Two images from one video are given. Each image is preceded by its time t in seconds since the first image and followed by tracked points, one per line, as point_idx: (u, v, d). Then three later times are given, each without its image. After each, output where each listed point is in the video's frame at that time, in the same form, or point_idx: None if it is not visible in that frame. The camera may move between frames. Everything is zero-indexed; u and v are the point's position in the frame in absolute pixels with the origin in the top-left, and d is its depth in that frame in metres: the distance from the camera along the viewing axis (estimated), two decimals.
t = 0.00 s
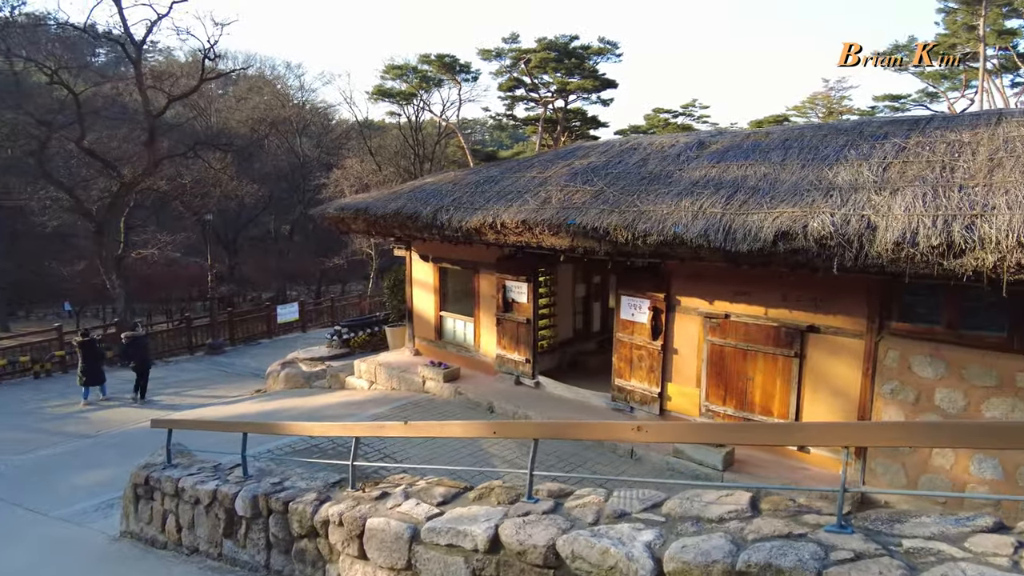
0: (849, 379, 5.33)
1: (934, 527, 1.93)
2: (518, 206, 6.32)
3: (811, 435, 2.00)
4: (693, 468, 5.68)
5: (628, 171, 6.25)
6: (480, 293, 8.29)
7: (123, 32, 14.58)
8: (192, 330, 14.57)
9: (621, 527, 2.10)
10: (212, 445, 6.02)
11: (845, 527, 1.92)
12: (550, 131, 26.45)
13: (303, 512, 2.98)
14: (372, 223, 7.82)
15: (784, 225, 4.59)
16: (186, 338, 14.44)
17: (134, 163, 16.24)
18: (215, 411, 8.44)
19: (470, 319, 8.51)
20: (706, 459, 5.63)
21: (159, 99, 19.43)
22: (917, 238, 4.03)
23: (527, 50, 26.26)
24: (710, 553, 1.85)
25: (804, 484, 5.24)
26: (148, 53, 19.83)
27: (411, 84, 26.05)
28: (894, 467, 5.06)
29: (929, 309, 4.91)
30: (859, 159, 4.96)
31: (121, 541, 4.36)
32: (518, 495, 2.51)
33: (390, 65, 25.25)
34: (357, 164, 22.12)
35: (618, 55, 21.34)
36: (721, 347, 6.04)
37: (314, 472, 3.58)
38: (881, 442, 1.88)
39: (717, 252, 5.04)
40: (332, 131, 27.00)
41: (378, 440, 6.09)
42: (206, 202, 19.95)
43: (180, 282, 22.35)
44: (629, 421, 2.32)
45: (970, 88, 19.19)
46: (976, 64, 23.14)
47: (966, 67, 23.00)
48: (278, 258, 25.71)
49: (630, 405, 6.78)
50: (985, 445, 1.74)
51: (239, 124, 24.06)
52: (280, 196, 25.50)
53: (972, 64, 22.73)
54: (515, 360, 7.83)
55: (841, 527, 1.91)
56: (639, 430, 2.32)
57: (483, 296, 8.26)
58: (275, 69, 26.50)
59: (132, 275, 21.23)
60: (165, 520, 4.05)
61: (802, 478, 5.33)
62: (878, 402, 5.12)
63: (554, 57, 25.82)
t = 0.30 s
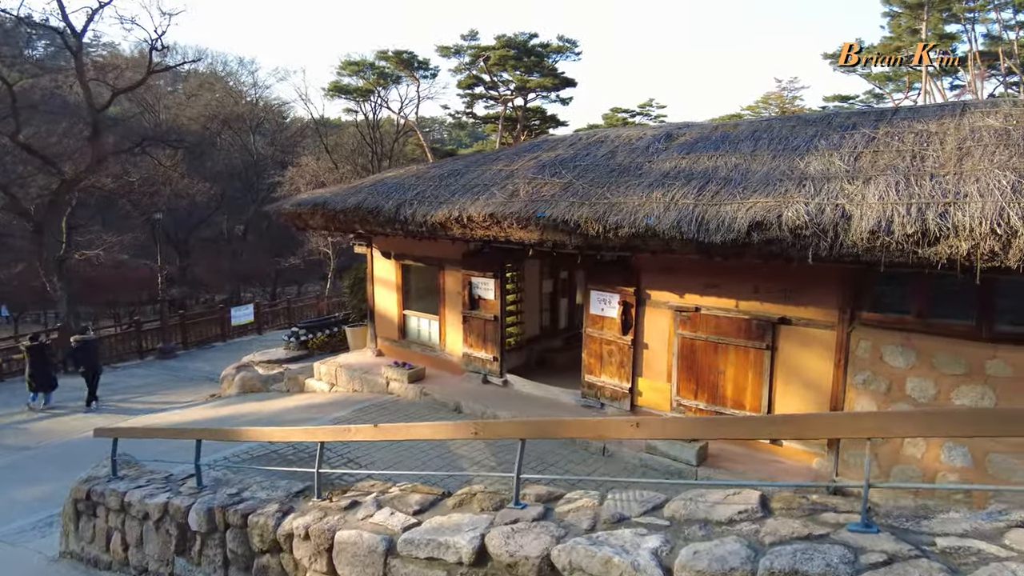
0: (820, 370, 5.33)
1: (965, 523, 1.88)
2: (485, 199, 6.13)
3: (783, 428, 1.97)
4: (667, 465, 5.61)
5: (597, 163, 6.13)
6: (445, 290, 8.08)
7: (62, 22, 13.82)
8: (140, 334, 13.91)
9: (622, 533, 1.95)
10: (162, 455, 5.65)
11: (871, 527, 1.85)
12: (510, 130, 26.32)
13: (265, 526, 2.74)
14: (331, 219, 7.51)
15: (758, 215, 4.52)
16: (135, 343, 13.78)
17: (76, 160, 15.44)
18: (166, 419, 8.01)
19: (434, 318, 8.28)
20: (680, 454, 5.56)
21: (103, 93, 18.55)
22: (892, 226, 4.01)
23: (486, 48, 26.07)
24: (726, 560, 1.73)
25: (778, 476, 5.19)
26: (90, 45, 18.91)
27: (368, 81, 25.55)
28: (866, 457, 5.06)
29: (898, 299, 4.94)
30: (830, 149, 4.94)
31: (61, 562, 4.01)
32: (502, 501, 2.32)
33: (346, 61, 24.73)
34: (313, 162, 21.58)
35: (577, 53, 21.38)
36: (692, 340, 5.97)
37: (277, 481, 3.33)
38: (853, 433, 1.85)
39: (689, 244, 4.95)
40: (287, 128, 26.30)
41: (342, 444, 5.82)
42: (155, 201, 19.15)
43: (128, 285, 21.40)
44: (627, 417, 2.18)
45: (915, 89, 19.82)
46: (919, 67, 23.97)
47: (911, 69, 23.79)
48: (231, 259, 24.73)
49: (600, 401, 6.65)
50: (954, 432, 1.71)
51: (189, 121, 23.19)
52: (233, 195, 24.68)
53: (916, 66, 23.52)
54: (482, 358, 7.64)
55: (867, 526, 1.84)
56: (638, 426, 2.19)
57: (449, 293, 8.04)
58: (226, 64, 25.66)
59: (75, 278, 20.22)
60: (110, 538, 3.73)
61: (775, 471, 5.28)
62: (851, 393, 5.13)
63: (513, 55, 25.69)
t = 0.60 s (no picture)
0: (799, 369, 5.32)
1: (1015, 537, 1.86)
2: (457, 198, 5.97)
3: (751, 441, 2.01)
4: (647, 467, 5.54)
5: (571, 161, 6.01)
6: (415, 291, 7.86)
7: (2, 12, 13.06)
8: (91, 341, 13.27)
9: (645, 556, 1.96)
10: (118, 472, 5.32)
11: (915, 544, 1.84)
12: (472, 129, 26.11)
13: (240, 552, 2.63)
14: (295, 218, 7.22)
15: (739, 213, 4.47)
16: (86, 349, 13.14)
17: (17, 158, 14.62)
18: (119, 431, 7.60)
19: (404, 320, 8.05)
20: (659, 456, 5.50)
21: (46, 88, 17.65)
22: (874, 224, 3.99)
23: (448, 46, 25.79)
24: None
25: (757, 476, 5.17)
26: (31, 37, 17.98)
27: (327, 78, 25.02)
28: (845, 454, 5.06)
29: (874, 296, 4.97)
30: (807, 147, 4.93)
31: None
32: (504, 521, 2.34)
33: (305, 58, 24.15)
34: (272, 161, 21.02)
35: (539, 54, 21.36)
36: (668, 340, 5.90)
37: (248, 501, 3.16)
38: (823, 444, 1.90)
39: (668, 243, 4.87)
40: (244, 126, 25.55)
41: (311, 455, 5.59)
42: (104, 201, 18.34)
43: (76, 289, 20.46)
44: (645, 431, 2.17)
45: (868, 92, 20.36)
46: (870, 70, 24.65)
47: (863, 73, 24.44)
48: (187, 261, 23.86)
49: (577, 403, 6.55)
50: (917, 442, 1.78)
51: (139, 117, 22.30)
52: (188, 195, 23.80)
53: (868, 70, 24.18)
54: (454, 361, 7.46)
55: (911, 543, 1.83)
56: (659, 438, 2.17)
57: (418, 295, 7.83)
58: (179, 60, 24.80)
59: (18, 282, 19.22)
60: (62, 566, 3.46)
61: (755, 471, 5.26)
62: (829, 390, 5.15)
63: (475, 53, 25.49)
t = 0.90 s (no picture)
0: (779, 364, 5.31)
1: None
2: (433, 194, 5.81)
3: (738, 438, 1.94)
4: (629, 466, 5.45)
5: (549, 157, 5.91)
6: (387, 292, 7.65)
7: None
8: (41, 348, 12.65)
9: (676, 560, 1.98)
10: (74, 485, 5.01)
11: (967, 543, 1.84)
12: (438, 130, 25.86)
13: (219, 567, 2.49)
14: (261, 216, 6.95)
15: (723, 208, 4.42)
16: (36, 356, 12.52)
17: None
18: (73, 441, 7.21)
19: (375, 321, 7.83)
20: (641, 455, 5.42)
21: None
22: (859, 217, 3.99)
23: (412, 45, 25.51)
24: None
25: (740, 473, 5.13)
26: None
27: (289, 76, 24.48)
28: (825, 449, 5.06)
29: (854, 291, 4.98)
30: (788, 142, 4.92)
31: None
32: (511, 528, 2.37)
33: (266, 56, 23.58)
34: (232, 161, 20.45)
35: (505, 53, 21.26)
36: (648, 338, 5.84)
37: (223, 512, 3.01)
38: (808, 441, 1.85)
39: (651, 239, 4.80)
40: (202, 125, 24.81)
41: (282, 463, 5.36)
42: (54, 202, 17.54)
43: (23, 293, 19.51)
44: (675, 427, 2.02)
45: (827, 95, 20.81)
46: (828, 74, 25.24)
47: (821, 77, 25.01)
48: (143, 265, 22.65)
49: (555, 403, 6.44)
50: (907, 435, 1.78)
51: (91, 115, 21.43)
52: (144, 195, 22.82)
53: (825, 74, 24.76)
54: (428, 362, 7.28)
55: (963, 543, 1.83)
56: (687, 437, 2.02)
57: (390, 295, 7.62)
58: (133, 56, 23.94)
59: None
60: None
61: (737, 468, 5.22)
62: (809, 386, 5.15)
63: (440, 53, 25.26)
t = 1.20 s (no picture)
0: (756, 362, 5.27)
1: None
2: (403, 191, 5.62)
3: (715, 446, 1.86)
4: (608, 467, 5.33)
5: (522, 153, 5.78)
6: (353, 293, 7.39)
7: None
8: None
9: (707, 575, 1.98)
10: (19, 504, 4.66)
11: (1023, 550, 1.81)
12: (401, 130, 25.53)
13: None
14: (220, 215, 6.64)
15: (703, 204, 4.35)
16: None
17: None
18: (18, 455, 6.77)
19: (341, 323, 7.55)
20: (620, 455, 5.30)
21: None
22: (840, 212, 3.97)
23: (373, 43, 25.11)
24: None
25: (720, 472, 5.07)
26: None
27: (247, 75, 23.83)
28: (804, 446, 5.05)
29: (830, 287, 4.98)
30: (764, 138, 4.89)
31: None
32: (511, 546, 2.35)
33: (222, 53, 22.89)
34: (187, 161, 19.78)
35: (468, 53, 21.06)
36: (624, 337, 5.75)
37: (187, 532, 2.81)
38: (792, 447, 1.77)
39: (629, 236, 4.71)
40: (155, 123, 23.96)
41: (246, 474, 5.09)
42: None
43: None
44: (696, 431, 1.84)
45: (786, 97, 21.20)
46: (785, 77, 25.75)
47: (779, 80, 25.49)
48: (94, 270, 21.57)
49: (530, 405, 6.30)
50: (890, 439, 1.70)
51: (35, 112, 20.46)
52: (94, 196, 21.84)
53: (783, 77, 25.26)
54: (398, 365, 7.07)
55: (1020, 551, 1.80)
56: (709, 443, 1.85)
57: (357, 296, 7.37)
58: (80, 51, 22.96)
59: None
60: None
61: (717, 468, 5.15)
62: (787, 382, 5.13)
63: (402, 51, 24.92)
